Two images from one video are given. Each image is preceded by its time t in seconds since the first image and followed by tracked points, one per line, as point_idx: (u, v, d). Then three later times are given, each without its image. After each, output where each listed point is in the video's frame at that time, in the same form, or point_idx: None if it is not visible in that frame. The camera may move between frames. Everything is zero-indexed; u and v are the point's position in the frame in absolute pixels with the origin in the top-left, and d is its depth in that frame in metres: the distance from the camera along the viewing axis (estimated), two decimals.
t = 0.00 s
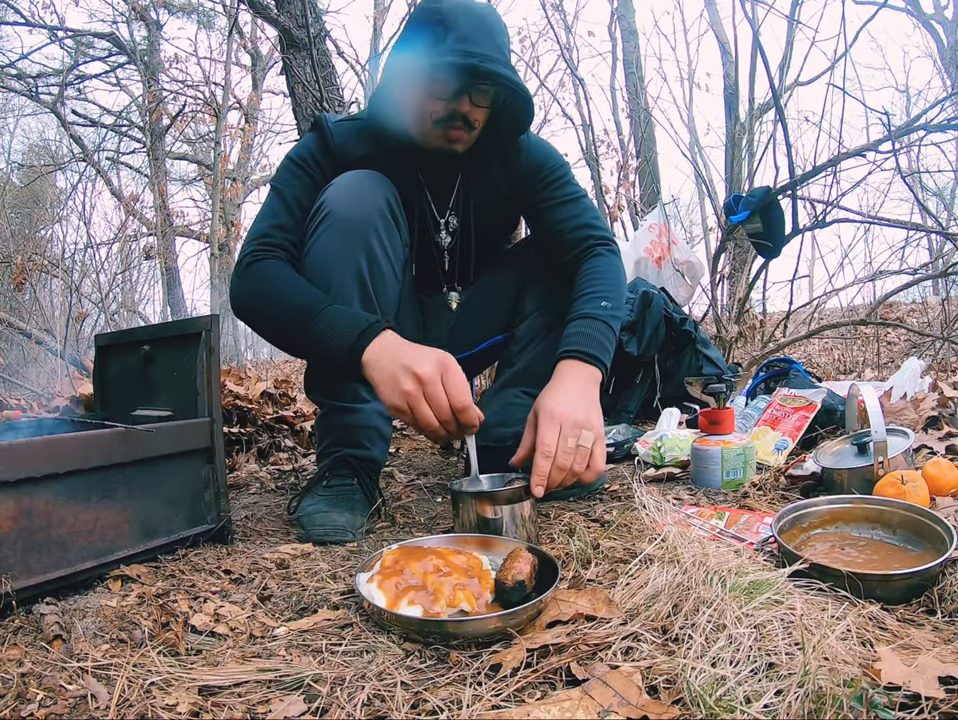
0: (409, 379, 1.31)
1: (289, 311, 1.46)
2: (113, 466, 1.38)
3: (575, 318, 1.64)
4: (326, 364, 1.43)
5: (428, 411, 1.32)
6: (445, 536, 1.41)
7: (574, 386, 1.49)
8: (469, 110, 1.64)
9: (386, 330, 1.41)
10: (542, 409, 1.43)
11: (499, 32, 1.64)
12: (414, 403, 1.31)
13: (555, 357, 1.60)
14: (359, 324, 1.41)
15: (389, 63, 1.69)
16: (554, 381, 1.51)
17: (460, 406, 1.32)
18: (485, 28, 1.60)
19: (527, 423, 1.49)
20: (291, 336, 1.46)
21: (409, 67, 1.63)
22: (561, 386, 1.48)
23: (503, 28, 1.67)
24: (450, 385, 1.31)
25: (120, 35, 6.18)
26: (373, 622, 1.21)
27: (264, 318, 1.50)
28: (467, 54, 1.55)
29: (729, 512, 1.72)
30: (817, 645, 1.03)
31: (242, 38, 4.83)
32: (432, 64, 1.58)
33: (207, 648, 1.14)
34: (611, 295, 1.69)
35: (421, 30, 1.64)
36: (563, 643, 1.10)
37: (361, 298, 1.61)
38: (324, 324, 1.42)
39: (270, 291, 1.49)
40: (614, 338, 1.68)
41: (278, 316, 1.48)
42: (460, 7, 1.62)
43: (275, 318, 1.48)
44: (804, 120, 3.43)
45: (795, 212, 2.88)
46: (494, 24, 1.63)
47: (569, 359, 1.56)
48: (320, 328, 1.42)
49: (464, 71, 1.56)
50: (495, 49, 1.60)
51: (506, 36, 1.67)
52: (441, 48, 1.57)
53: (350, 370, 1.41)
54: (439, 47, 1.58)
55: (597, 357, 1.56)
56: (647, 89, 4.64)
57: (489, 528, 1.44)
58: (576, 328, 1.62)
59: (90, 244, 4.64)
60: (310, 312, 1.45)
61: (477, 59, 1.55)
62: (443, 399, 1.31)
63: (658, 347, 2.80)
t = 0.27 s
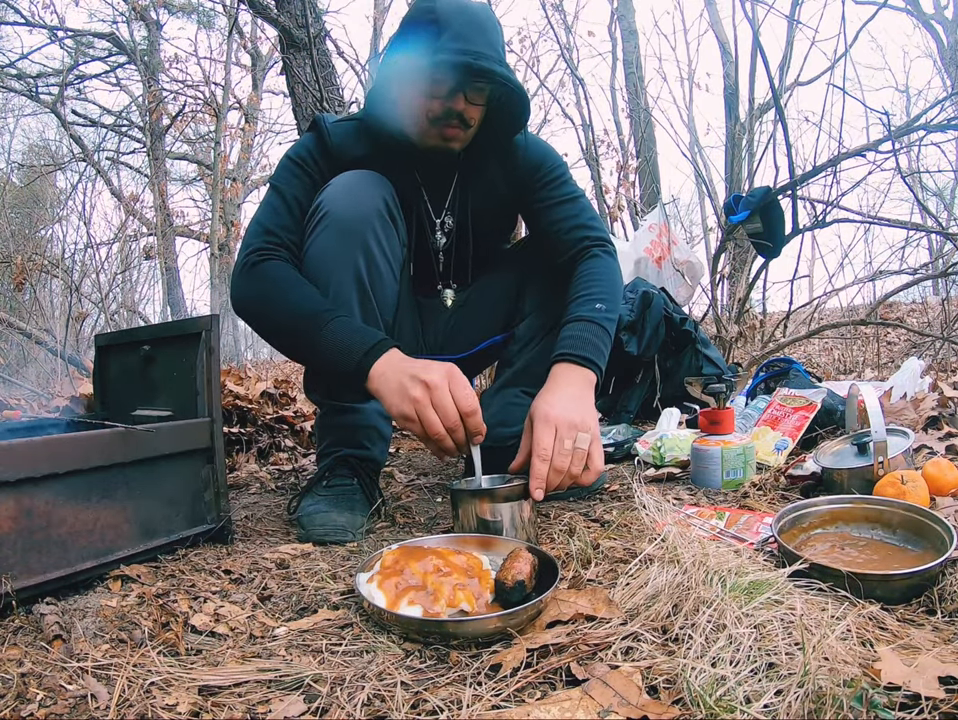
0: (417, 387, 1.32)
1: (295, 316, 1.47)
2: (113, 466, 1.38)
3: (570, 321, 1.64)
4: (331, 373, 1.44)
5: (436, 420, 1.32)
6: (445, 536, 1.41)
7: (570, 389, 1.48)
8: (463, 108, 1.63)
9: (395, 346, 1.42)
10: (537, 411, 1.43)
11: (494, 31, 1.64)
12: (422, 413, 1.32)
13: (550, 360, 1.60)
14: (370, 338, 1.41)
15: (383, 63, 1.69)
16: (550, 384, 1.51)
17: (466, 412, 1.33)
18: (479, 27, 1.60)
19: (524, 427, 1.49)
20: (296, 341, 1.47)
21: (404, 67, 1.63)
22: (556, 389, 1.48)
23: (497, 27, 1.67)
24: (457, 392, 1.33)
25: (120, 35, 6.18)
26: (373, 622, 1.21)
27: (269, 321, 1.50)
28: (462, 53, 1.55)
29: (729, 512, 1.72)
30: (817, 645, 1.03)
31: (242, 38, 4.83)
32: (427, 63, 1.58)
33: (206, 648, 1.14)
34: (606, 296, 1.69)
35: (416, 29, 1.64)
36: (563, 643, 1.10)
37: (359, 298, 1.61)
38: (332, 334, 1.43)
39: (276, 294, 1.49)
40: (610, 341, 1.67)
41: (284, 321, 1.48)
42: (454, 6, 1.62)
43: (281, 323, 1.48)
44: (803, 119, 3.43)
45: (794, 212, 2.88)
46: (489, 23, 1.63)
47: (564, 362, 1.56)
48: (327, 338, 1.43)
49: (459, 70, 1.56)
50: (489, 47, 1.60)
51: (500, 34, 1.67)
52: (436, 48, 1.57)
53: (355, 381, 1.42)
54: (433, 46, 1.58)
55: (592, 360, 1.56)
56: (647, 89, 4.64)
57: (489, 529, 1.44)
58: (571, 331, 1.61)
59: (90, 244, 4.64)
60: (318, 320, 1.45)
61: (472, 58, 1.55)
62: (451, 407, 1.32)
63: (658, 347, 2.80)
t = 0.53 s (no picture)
0: (373, 401, 1.31)
1: (275, 314, 1.46)
2: (113, 466, 1.38)
3: (569, 320, 1.64)
4: (309, 370, 1.43)
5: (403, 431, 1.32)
6: (445, 536, 1.41)
7: (569, 387, 1.48)
8: (462, 108, 1.63)
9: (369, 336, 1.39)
10: (536, 410, 1.43)
11: (492, 30, 1.64)
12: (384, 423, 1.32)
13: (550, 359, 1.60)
14: (341, 330, 1.39)
15: (381, 63, 1.69)
16: (549, 382, 1.51)
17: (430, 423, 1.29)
18: (477, 27, 1.60)
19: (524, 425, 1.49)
20: (278, 338, 1.46)
21: (403, 67, 1.63)
22: (555, 386, 1.48)
23: (495, 27, 1.67)
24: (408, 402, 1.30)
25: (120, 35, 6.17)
26: (373, 622, 1.21)
27: (257, 320, 1.50)
28: (460, 52, 1.55)
29: (729, 512, 1.72)
30: (817, 645, 1.03)
31: (242, 39, 4.83)
32: (425, 63, 1.59)
33: (207, 648, 1.14)
34: (607, 296, 1.69)
35: (414, 29, 1.64)
36: (563, 643, 1.10)
37: (359, 298, 1.62)
38: (306, 329, 1.42)
39: (261, 294, 1.49)
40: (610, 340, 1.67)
41: (267, 320, 1.48)
42: (452, 5, 1.62)
43: (263, 321, 1.48)
44: (804, 120, 3.43)
45: (795, 212, 2.89)
46: (486, 23, 1.63)
47: (563, 360, 1.56)
48: (302, 333, 1.42)
49: (457, 69, 1.56)
50: (487, 46, 1.60)
51: (498, 33, 1.67)
52: (434, 47, 1.57)
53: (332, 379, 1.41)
54: (430, 46, 1.58)
55: (591, 358, 1.56)
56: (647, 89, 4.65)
57: (489, 529, 1.44)
58: (570, 330, 1.61)
59: (90, 243, 4.64)
60: (295, 316, 1.44)
61: (469, 57, 1.55)
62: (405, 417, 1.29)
63: (658, 347, 2.80)
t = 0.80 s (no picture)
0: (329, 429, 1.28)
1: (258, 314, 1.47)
2: (113, 466, 1.38)
3: (566, 318, 1.64)
4: (287, 373, 1.43)
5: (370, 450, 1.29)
6: (445, 536, 1.41)
7: (563, 380, 1.48)
8: (461, 107, 1.63)
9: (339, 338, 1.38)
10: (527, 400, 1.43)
11: (491, 29, 1.64)
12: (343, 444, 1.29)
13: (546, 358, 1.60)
14: (311, 334, 1.39)
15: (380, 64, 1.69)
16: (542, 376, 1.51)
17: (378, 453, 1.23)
18: (475, 25, 1.60)
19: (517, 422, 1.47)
20: (258, 337, 1.47)
21: (403, 67, 1.62)
22: (548, 378, 1.49)
23: (493, 26, 1.68)
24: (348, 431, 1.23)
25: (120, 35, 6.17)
26: (373, 622, 1.21)
27: (247, 320, 1.50)
28: (459, 51, 1.56)
29: (729, 512, 1.72)
30: (817, 645, 1.03)
31: (242, 39, 4.83)
32: (424, 63, 1.59)
33: (207, 648, 1.14)
34: (605, 296, 1.69)
35: (413, 29, 1.65)
36: (563, 643, 1.10)
37: (360, 298, 1.61)
38: (284, 330, 1.42)
39: (249, 297, 1.51)
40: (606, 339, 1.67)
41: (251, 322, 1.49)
42: (450, 6, 1.63)
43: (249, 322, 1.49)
44: (803, 120, 3.43)
45: (795, 212, 2.89)
46: (484, 22, 1.63)
47: (559, 357, 1.56)
48: (277, 333, 1.43)
49: (457, 68, 1.56)
50: (486, 45, 1.60)
51: (497, 32, 1.68)
52: (432, 47, 1.57)
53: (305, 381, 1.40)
54: (429, 46, 1.58)
55: (587, 356, 1.56)
56: (647, 89, 4.65)
57: (489, 529, 1.44)
58: (567, 329, 1.61)
59: (90, 244, 4.64)
60: (274, 318, 1.45)
61: (468, 56, 1.56)
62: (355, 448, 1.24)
63: (658, 347, 2.80)
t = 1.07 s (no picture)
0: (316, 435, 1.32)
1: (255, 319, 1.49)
2: (113, 467, 1.38)
3: (562, 320, 1.64)
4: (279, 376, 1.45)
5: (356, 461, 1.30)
6: (445, 536, 1.41)
7: (557, 383, 1.49)
8: (459, 105, 1.64)
9: (332, 345, 1.41)
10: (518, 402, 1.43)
11: (489, 28, 1.64)
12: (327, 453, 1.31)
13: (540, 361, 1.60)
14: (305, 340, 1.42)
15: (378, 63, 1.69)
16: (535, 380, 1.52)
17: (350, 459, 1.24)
18: (473, 24, 1.60)
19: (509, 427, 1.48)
20: (255, 340, 1.49)
21: (401, 66, 1.62)
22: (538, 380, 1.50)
23: (492, 25, 1.68)
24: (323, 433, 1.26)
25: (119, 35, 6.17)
26: (373, 622, 1.21)
27: (247, 323, 1.52)
28: (457, 49, 1.56)
29: (729, 512, 1.72)
30: (817, 645, 1.03)
31: (242, 39, 4.83)
32: (422, 62, 1.59)
33: (207, 648, 1.14)
34: (599, 297, 1.69)
35: (411, 29, 1.65)
36: (563, 643, 1.10)
37: (359, 299, 1.60)
38: (279, 336, 1.44)
39: (248, 301, 1.53)
40: (600, 342, 1.67)
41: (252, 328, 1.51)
42: (449, 5, 1.63)
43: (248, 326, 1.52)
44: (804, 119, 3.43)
45: (794, 212, 2.89)
46: (482, 21, 1.63)
47: (553, 360, 1.55)
48: (272, 340, 1.45)
49: (455, 67, 1.57)
50: (483, 42, 1.60)
51: (495, 31, 1.68)
52: (430, 45, 1.58)
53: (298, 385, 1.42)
54: (427, 44, 1.58)
55: (581, 359, 1.56)
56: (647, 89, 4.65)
57: (489, 529, 1.44)
58: (560, 332, 1.61)
59: (90, 244, 4.64)
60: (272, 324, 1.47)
61: (465, 54, 1.56)
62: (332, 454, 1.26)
63: (658, 347, 2.80)
